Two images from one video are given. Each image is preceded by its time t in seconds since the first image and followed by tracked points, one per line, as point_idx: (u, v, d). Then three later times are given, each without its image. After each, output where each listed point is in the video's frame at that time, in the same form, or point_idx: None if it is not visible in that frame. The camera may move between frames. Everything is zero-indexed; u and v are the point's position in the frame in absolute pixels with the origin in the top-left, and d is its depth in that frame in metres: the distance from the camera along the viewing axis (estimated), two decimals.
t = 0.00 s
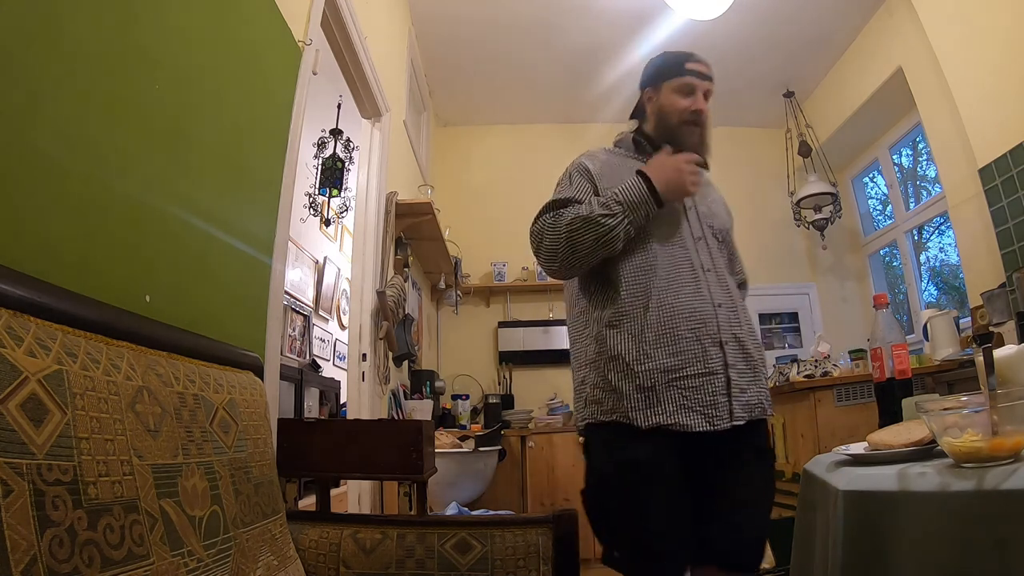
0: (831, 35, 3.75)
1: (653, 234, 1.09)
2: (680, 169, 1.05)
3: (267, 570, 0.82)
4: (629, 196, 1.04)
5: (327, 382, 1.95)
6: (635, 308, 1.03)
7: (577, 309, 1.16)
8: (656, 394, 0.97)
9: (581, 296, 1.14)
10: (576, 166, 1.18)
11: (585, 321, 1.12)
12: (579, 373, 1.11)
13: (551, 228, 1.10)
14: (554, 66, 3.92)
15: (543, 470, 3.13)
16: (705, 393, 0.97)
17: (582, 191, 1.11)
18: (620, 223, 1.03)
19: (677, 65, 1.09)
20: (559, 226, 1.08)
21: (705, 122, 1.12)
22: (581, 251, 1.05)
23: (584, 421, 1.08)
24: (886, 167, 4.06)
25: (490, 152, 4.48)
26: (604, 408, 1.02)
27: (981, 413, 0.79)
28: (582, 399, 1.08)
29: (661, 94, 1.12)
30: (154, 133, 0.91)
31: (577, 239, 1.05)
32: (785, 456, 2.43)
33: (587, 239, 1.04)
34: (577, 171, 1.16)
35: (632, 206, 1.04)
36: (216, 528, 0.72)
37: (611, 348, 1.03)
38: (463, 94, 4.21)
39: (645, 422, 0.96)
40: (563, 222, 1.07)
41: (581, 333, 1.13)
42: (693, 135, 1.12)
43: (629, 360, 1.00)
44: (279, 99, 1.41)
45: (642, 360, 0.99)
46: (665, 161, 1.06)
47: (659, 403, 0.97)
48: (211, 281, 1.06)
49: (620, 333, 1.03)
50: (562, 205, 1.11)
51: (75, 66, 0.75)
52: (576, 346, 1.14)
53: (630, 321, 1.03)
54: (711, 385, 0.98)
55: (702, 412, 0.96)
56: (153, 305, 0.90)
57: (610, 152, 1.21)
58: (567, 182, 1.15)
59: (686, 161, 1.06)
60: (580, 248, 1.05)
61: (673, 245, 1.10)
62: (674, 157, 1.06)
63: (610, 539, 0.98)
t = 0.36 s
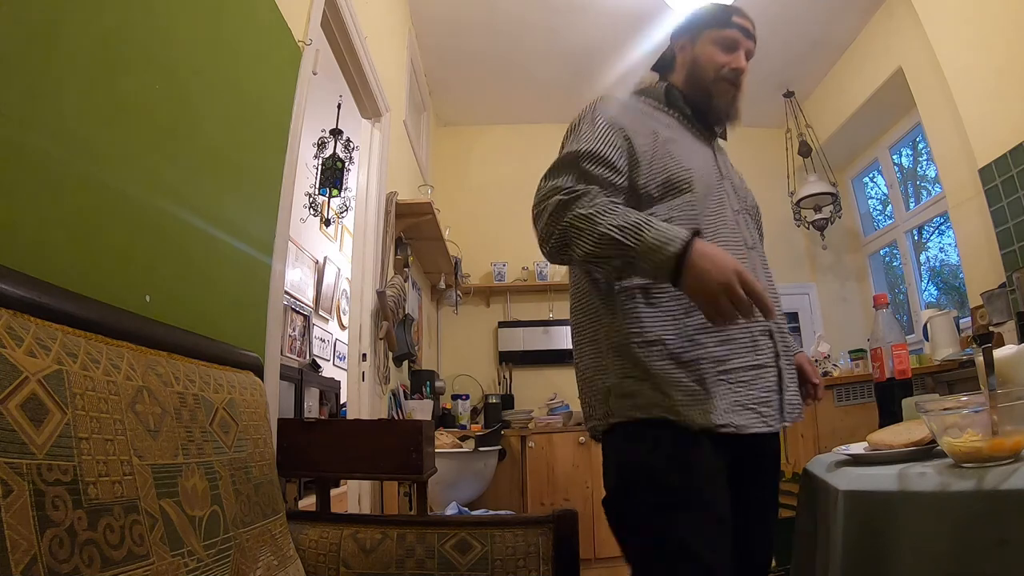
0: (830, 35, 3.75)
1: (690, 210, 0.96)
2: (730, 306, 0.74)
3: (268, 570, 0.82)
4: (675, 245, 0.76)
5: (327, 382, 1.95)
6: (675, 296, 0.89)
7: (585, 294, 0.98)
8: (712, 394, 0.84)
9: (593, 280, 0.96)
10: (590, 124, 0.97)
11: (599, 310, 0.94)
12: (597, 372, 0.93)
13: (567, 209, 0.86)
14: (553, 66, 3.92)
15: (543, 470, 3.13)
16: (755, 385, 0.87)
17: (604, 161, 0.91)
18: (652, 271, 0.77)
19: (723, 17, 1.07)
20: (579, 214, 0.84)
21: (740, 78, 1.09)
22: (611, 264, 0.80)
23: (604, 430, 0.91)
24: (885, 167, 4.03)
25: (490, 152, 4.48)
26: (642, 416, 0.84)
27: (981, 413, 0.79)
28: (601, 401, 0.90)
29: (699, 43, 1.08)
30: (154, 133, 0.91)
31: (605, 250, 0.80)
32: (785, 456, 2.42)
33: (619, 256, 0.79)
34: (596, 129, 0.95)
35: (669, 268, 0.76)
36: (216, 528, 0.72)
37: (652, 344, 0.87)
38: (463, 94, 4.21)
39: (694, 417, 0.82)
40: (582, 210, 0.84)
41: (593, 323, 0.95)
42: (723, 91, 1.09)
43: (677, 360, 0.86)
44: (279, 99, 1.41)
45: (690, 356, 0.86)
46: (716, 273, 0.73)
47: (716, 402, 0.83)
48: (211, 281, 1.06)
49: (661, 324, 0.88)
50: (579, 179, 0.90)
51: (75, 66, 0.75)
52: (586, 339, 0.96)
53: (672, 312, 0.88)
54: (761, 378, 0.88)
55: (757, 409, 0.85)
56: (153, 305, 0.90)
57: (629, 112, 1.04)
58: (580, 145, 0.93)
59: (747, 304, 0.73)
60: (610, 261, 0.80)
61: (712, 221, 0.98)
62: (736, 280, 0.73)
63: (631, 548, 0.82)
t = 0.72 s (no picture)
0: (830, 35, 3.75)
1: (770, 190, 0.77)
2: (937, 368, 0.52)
3: (267, 570, 0.82)
4: (875, 298, 0.53)
5: (327, 382, 1.95)
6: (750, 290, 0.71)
7: (623, 265, 0.73)
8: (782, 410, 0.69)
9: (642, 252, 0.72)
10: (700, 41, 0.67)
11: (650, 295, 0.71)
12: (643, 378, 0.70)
13: (700, 184, 0.58)
14: (553, 66, 3.93)
15: (542, 470, 3.13)
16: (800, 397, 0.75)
17: (726, 109, 0.64)
18: (831, 325, 0.53)
19: None
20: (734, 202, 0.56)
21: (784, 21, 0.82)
22: (770, 295, 0.55)
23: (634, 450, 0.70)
24: (886, 167, 4.03)
25: (490, 152, 4.48)
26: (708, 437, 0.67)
27: (981, 413, 0.80)
28: (645, 415, 0.69)
29: None
30: (154, 133, 0.92)
31: (768, 271, 0.55)
32: (785, 456, 2.43)
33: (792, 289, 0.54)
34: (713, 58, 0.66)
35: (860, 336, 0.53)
36: (216, 528, 0.72)
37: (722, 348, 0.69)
38: (463, 94, 4.21)
39: (764, 433, 0.67)
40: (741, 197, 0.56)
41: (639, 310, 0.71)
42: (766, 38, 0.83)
43: (750, 376, 0.69)
44: (279, 99, 1.41)
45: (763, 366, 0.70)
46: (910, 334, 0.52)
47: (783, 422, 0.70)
48: (211, 281, 1.06)
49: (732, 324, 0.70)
50: (696, 122, 0.61)
51: (74, 66, 0.75)
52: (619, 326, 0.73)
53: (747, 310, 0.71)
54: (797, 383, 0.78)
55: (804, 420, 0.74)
56: (153, 305, 0.90)
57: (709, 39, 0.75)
58: (693, 71, 0.64)
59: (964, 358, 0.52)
60: (775, 295, 0.55)
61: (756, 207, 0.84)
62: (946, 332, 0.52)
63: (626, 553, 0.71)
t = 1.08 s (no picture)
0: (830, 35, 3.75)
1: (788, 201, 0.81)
2: (983, 333, 0.63)
3: (267, 570, 0.82)
4: (932, 277, 0.61)
5: (326, 382, 1.95)
6: (781, 289, 0.75)
7: (657, 231, 0.73)
8: (811, 414, 0.72)
9: (683, 225, 0.73)
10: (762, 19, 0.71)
11: (686, 264, 0.72)
12: (680, 347, 0.70)
13: (782, 146, 0.62)
14: (553, 66, 3.93)
15: (543, 470, 3.13)
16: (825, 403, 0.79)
17: (782, 86, 0.69)
18: (897, 299, 0.61)
19: None
20: (818, 169, 0.61)
21: None
22: (839, 264, 0.61)
23: (658, 428, 0.69)
24: (886, 167, 3.99)
25: (490, 152, 4.48)
26: (741, 435, 0.68)
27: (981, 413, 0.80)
28: (692, 412, 0.69)
29: None
30: (154, 133, 0.92)
31: (843, 243, 0.60)
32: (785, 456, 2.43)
33: (862, 263, 0.60)
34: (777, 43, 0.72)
35: (924, 311, 0.61)
36: (216, 528, 0.72)
37: (758, 331, 0.70)
38: (463, 94, 4.21)
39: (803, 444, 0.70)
40: (824, 168, 0.61)
41: (675, 278, 0.72)
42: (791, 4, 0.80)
43: (795, 381, 0.71)
44: (279, 99, 1.42)
45: (793, 358, 0.72)
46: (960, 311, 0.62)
47: (814, 427, 0.73)
48: (211, 281, 1.06)
49: (767, 310, 0.71)
50: (774, 91, 0.66)
51: (74, 66, 0.75)
52: (652, 293, 0.72)
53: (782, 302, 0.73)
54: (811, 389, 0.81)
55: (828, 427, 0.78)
56: (153, 304, 0.90)
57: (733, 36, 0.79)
58: (757, 46, 0.68)
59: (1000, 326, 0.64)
60: (846, 264, 0.60)
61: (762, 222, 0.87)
62: (989, 303, 0.63)
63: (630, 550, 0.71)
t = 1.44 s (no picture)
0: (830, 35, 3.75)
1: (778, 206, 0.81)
2: (954, 342, 0.64)
3: (267, 570, 0.82)
4: (906, 289, 0.61)
5: (326, 382, 1.95)
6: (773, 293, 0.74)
7: (644, 228, 0.73)
8: (804, 417, 0.72)
9: (673, 225, 0.73)
10: (749, 12, 0.72)
11: (673, 261, 0.72)
12: (666, 345, 0.70)
13: (767, 141, 0.63)
14: (553, 66, 3.93)
15: (543, 470, 3.13)
16: (825, 406, 0.80)
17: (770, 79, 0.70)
18: (871, 311, 0.60)
19: None
20: (801, 167, 0.61)
21: None
22: (816, 265, 0.60)
23: (643, 427, 0.69)
24: (885, 167, 3.99)
25: (491, 152, 4.48)
26: (733, 439, 0.68)
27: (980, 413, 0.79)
28: (682, 414, 0.68)
29: None
30: (155, 133, 0.92)
31: (823, 242, 0.60)
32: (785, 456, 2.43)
33: (839, 266, 0.60)
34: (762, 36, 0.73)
35: (897, 322, 0.60)
36: (216, 528, 0.72)
37: (745, 329, 0.70)
38: (463, 94, 4.21)
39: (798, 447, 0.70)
40: (807, 168, 0.61)
41: (661, 275, 0.72)
42: None
43: (787, 383, 0.71)
44: (279, 99, 1.42)
45: (784, 358, 0.71)
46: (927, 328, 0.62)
47: (808, 429, 0.73)
48: (211, 281, 1.07)
49: (757, 309, 0.71)
50: (758, 79, 0.67)
51: (73, 66, 0.75)
52: (637, 290, 0.72)
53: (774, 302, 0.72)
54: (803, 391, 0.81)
55: (827, 429, 0.78)
56: (153, 304, 0.90)
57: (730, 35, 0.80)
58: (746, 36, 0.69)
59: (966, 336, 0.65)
60: (822, 268, 0.60)
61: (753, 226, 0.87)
62: (957, 310, 0.64)
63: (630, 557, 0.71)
